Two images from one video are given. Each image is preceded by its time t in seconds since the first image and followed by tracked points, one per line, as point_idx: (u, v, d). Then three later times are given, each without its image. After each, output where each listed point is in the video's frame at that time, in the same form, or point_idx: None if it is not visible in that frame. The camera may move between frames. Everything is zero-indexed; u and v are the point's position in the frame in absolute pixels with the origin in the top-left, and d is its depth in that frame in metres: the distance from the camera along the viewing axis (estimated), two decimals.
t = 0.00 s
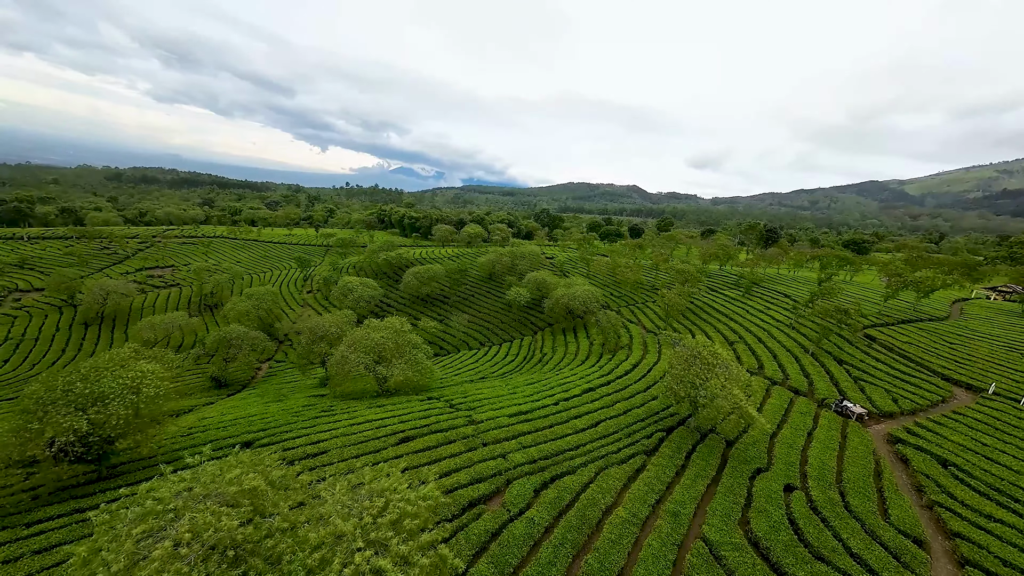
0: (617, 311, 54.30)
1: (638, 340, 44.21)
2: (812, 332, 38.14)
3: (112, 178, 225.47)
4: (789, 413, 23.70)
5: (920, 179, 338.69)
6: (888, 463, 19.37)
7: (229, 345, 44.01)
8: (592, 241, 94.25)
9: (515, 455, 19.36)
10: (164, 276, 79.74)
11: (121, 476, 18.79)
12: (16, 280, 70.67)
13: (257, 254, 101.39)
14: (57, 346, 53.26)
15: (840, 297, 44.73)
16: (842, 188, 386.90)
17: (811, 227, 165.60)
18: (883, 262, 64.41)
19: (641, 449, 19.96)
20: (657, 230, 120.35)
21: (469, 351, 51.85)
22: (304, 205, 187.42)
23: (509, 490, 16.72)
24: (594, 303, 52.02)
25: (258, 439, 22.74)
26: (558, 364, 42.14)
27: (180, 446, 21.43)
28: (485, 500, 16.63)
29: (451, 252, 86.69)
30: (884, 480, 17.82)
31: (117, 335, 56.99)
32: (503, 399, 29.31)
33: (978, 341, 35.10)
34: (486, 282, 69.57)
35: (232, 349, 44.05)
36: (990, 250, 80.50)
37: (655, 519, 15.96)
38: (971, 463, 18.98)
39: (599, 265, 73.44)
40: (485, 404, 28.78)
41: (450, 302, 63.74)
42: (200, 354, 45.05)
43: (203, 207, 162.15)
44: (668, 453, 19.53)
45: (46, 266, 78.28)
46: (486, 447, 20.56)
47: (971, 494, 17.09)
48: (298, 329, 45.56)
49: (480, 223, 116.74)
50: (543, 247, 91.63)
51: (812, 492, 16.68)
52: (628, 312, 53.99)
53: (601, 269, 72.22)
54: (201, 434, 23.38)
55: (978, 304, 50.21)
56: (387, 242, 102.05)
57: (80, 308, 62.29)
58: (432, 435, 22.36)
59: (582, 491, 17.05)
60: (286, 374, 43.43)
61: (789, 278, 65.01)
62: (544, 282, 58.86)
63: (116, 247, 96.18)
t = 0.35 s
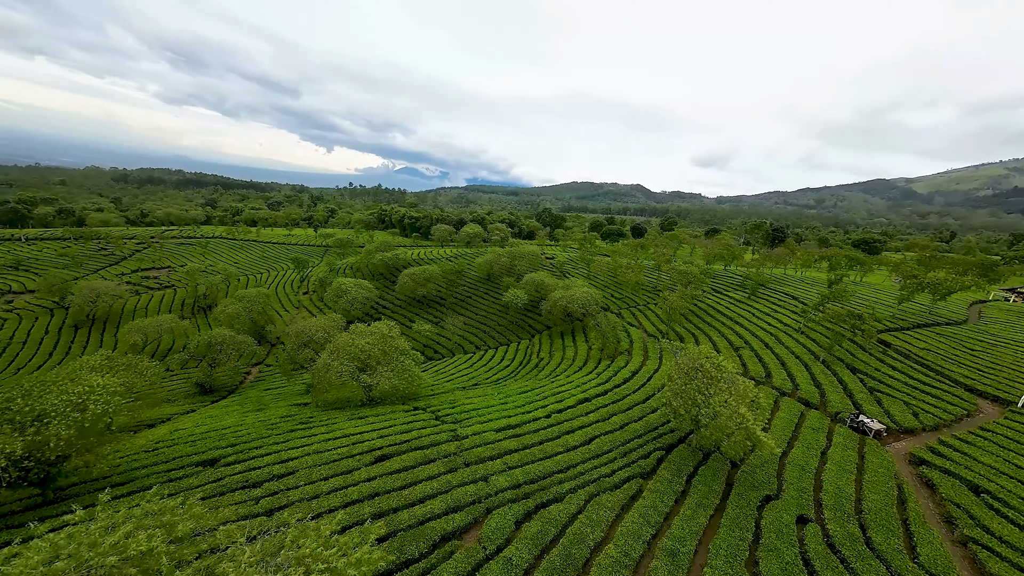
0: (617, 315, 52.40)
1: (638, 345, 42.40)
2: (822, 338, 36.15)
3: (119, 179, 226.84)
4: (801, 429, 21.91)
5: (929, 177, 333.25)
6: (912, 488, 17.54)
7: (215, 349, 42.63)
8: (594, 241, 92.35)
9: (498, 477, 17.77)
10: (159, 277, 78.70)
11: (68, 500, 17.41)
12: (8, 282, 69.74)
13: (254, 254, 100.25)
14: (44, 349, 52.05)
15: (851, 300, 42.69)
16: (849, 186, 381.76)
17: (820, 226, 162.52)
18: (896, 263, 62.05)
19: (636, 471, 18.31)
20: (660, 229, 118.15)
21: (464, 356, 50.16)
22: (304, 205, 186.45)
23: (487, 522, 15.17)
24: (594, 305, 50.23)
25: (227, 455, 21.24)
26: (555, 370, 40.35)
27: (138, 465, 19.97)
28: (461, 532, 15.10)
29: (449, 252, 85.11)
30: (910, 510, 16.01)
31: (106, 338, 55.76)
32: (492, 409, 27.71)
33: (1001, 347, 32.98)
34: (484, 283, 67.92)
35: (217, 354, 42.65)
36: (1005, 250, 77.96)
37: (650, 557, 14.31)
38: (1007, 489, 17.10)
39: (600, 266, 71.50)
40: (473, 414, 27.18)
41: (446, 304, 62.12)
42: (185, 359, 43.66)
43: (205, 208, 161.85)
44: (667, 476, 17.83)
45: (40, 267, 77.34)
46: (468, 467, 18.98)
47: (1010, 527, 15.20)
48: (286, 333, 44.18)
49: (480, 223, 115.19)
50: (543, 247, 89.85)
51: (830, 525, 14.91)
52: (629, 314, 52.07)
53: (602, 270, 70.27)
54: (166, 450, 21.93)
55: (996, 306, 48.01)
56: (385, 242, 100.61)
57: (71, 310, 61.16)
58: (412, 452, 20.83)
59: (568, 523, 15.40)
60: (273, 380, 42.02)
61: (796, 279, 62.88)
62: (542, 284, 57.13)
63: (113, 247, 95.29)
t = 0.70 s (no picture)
0: (616, 318, 50.56)
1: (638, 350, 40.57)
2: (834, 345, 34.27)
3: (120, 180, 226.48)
4: (813, 449, 20.18)
5: (937, 174, 328.35)
6: (941, 521, 15.81)
7: (196, 355, 41.00)
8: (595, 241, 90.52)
9: (477, 506, 16.27)
10: (153, 280, 77.49)
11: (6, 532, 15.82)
12: None
13: (251, 255, 98.96)
14: (28, 353, 50.60)
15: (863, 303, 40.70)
16: (856, 184, 377.13)
17: (827, 225, 159.72)
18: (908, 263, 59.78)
19: (631, 499, 16.74)
20: (663, 229, 116.02)
21: (458, 361, 48.51)
22: (304, 206, 185.54)
23: (459, 564, 13.80)
24: (593, 308, 48.48)
25: (190, 475, 19.76)
26: (551, 377, 38.62)
27: (91, 490, 18.49)
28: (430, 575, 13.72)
29: (447, 253, 83.50)
30: (942, 549, 14.29)
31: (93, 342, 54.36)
32: (481, 422, 26.11)
33: None
34: (481, 285, 66.25)
35: (200, 359, 41.06)
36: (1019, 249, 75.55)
37: None
38: None
39: (601, 267, 69.67)
40: (460, 427, 25.58)
41: (442, 307, 60.54)
42: (168, 364, 42.00)
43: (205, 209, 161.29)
44: (666, 505, 16.20)
45: (32, 269, 76.14)
46: (446, 493, 17.43)
47: None
48: (271, 338, 42.67)
49: (480, 224, 113.47)
50: (543, 247, 88.07)
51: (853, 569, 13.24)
52: (630, 318, 50.22)
53: (603, 271, 68.36)
54: (126, 470, 20.37)
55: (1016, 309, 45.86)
56: (383, 243, 99.29)
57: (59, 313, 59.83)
58: (388, 473, 19.30)
59: (553, 564, 13.87)
60: (259, 387, 40.51)
61: (804, 280, 60.86)
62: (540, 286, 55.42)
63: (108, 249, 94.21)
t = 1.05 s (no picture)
0: (616, 322, 48.71)
1: (638, 355, 38.75)
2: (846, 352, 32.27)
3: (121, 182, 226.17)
4: (829, 473, 18.45)
5: (945, 172, 323.69)
6: (979, 563, 14.07)
7: (176, 361, 39.26)
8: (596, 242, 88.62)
9: (449, 544, 14.68)
10: (145, 282, 76.11)
11: None
12: None
13: (247, 256, 97.45)
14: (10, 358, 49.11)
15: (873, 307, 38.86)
16: (862, 182, 372.65)
17: (834, 224, 156.79)
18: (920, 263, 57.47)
19: (622, 534, 15.16)
20: (666, 228, 113.76)
21: (452, 366, 46.89)
22: (304, 207, 184.36)
23: None
24: (591, 312, 46.65)
25: (143, 500, 18.15)
26: (546, 385, 36.90)
27: (31, 520, 17.06)
28: None
29: (444, 254, 81.75)
30: None
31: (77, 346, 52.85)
32: (467, 438, 24.48)
33: None
34: (478, 286, 64.52)
35: (180, 366, 39.30)
36: None
37: None
38: None
39: (601, 268, 67.84)
40: (444, 442, 23.93)
41: (437, 309, 58.83)
42: (150, 371, 40.52)
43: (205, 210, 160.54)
44: (663, 544, 14.58)
45: (22, 271, 74.74)
46: (417, 525, 15.83)
47: None
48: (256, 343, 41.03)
49: (479, 224, 111.60)
50: (543, 248, 86.19)
51: None
52: (630, 321, 48.38)
53: (603, 271, 66.45)
54: (74, 494, 18.82)
55: None
56: (381, 244, 97.85)
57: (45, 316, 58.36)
58: (357, 500, 17.67)
59: None
60: (243, 394, 38.96)
61: (811, 281, 58.75)
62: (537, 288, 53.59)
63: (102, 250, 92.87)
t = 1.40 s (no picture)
0: (614, 326, 46.91)
1: (637, 361, 36.88)
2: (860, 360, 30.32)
3: (124, 184, 226.38)
4: (848, 503, 16.82)
5: (951, 170, 319.65)
6: None
7: (154, 370, 37.48)
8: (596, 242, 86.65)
9: None
10: (135, 284, 74.53)
11: None
12: None
13: (241, 256, 95.78)
14: None
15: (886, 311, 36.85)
16: (867, 180, 368.67)
17: (839, 223, 154.07)
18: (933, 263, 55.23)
19: None
20: (669, 228, 111.53)
21: (444, 373, 45.25)
22: (303, 208, 183.03)
23: None
24: (589, 316, 44.84)
25: (81, 532, 16.51)
26: (539, 393, 35.18)
27: None
28: None
29: (441, 255, 80.03)
30: None
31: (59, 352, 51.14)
32: (450, 456, 22.91)
33: None
34: (474, 288, 62.75)
35: (158, 374, 37.52)
36: None
37: None
38: None
39: (601, 270, 65.94)
40: (425, 462, 22.33)
41: (431, 313, 57.11)
42: (128, 379, 38.87)
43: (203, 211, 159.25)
44: None
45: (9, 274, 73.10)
46: (381, 568, 14.26)
47: None
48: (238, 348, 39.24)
49: (477, 224, 109.79)
50: (542, 249, 84.27)
51: None
52: (629, 326, 46.53)
53: (602, 272, 64.54)
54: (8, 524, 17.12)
55: None
56: (377, 245, 96.16)
57: (29, 321, 56.70)
58: (318, 534, 16.09)
59: None
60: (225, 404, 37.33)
61: (819, 282, 56.73)
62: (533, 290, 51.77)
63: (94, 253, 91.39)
